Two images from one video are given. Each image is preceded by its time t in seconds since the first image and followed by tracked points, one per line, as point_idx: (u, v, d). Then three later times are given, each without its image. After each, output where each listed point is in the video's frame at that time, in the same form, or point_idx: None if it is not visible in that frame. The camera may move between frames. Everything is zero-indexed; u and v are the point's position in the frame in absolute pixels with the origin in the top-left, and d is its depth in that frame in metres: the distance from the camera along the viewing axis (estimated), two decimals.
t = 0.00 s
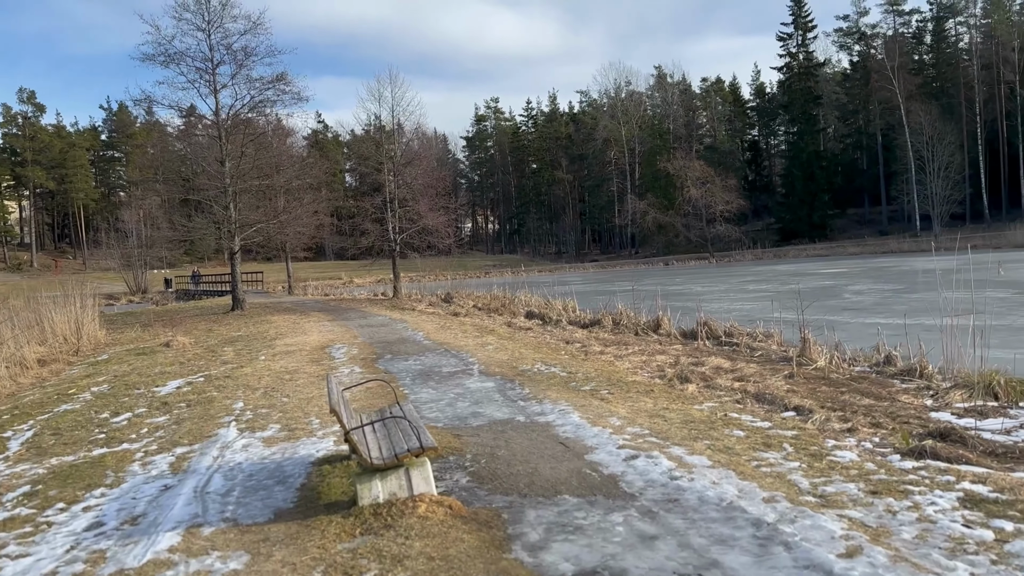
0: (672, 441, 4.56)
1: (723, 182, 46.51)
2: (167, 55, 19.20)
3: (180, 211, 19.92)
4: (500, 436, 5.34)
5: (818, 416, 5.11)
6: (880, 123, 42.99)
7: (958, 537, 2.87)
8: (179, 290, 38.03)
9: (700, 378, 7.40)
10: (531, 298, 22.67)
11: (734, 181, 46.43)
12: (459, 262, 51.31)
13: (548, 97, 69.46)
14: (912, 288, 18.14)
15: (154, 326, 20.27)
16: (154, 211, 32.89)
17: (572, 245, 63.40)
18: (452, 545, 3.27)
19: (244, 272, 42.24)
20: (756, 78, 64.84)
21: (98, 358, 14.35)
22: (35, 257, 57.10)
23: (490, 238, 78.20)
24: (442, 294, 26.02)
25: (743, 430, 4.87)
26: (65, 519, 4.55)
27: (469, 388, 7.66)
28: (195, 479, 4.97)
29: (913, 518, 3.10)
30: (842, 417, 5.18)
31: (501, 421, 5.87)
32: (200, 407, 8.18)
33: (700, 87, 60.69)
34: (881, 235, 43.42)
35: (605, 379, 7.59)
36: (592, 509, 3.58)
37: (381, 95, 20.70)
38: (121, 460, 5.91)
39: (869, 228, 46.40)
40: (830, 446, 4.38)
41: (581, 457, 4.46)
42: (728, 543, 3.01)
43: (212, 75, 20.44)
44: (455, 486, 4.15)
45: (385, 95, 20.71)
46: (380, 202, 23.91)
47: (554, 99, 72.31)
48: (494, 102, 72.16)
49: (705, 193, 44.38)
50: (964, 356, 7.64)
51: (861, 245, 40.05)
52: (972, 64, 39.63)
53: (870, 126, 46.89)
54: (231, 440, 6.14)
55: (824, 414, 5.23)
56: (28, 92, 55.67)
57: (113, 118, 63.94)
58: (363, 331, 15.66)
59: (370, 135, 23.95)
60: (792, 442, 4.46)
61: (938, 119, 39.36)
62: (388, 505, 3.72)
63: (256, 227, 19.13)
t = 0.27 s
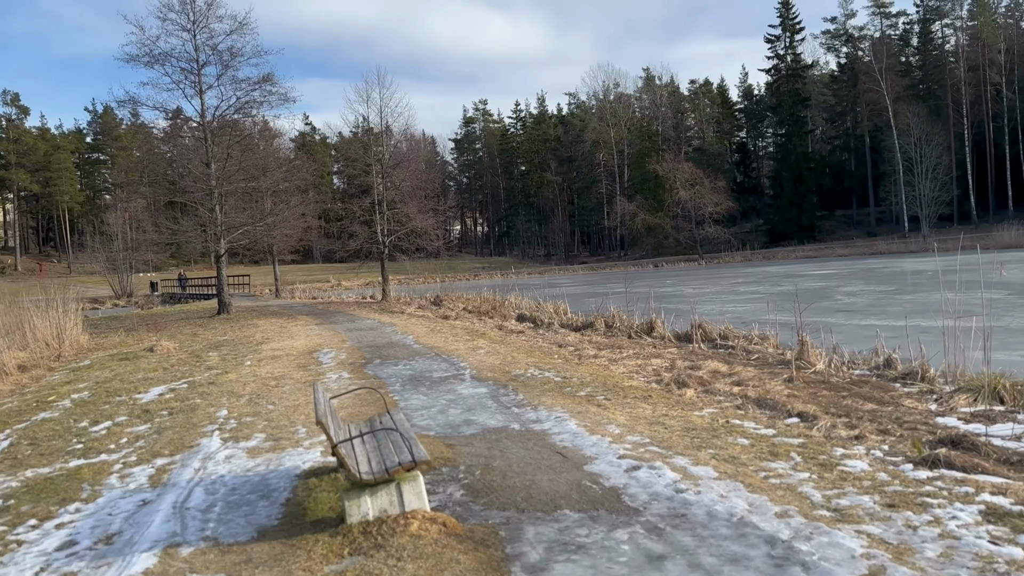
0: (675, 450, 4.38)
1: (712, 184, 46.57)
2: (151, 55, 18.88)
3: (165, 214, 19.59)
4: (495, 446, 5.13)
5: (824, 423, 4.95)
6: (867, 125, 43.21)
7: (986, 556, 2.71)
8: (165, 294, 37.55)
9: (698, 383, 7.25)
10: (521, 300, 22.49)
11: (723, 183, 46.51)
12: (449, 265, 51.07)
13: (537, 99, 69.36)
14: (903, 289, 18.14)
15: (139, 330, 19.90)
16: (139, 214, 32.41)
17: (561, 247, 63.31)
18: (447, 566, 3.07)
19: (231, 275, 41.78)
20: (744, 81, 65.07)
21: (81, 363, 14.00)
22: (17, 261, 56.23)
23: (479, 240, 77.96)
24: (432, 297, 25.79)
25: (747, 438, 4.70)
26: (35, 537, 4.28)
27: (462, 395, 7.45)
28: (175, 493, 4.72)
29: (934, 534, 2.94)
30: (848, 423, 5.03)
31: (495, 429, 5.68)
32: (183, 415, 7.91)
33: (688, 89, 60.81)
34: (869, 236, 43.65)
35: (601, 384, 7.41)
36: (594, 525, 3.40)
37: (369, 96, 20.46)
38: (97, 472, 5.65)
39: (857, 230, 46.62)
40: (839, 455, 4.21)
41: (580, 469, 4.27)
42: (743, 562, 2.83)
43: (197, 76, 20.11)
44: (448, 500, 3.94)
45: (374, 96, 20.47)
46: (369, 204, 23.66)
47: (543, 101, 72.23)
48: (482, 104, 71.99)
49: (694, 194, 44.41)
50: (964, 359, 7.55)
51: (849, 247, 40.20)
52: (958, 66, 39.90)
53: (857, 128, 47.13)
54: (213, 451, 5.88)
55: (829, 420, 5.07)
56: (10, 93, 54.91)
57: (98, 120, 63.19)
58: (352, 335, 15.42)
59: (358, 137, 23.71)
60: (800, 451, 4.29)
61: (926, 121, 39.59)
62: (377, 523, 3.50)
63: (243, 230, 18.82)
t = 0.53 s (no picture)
0: (689, 458, 4.24)
1: (706, 183, 46.52)
2: (142, 54, 18.63)
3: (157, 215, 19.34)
4: (500, 453, 4.99)
5: (838, 428, 4.82)
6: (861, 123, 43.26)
7: None
8: (157, 295, 37.20)
9: (702, 386, 7.13)
10: (517, 301, 22.35)
11: (717, 182, 46.46)
12: (443, 265, 50.86)
13: (530, 98, 69.16)
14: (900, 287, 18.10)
15: (131, 332, 19.65)
16: (130, 214, 32.04)
17: (555, 247, 63.15)
18: None
19: (224, 276, 41.46)
20: (737, 80, 65.11)
21: (72, 366, 13.75)
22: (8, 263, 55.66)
23: (473, 240, 77.75)
24: (426, 298, 25.62)
25: (760, 445, 4.57)
26: (20, 552, 4.09)
27: (463, 399, 7.29)
28: (168, 505, 4.54)
29: (968, 551, 2.81)
30: (861, 426, 4.91)
31: (498, 436, 5.53)
32: (176, 421, 7.72)
33: (681, 88, 60.78)
34: (863, 235, 43.71)
35: (604, 387, 7.28)
36: (610, 539, 3.26)
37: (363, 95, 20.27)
38: (87, 483, 5.45)
39: (850, 229, 46.70)
40: (857, 463, 4.09)
41: (590, 478, 4.13)
42: None
43: (189, 75, 19.87)
44: (454, 512, 3.79)
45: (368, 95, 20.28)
46: (363, 204, 23.47)
47: (536, 100, 72.08)
48: (475, 103, 71.76)
49: (689, 193, 44.32)
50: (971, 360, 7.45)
51: (844, 245, 40.24)
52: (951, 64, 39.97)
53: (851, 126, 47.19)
54: (207, 460, 5.69)
55: (843, 425, 4.94)
56: None
57: (89, 120, 62.64)
58: (347, 337, 15.24)
59: (352, 137, 23.51)
60: (816, 458, 4.17)
61: (920, 119, 39.64)
62: (381, 538, 3.34)
63: (235, 230, 18.60)
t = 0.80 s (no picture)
0: (703, 462, 4.10)
1: (701, 181, 46.44)
2: (134, 52, 18.38)
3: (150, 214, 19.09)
4: (505, 457, 4.83)
5: (853, 429, 4.68)
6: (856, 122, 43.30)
7: None
8: (150, 295, 36.87)
9: (709, 386, 7.00)
10: (513, 300, 22.20)
11: (712, 181, 46.40)
12: (438, 264, 50.69)
13: (524, 97, 68.98)
14: (899, 286, 18.04)
15: (124, 332, 19.41)
16: (122, 214, 31.73)
17: (550, 246, 62.97)
18: None
19: (217, 276, 41.17)
20: (731, 78, 65.13)
21: (64, 367, 13.52)
22: None
23: (467, 239, 77.58)
24: (422, 297, 25.44)
25: (775, 447, 4.44)
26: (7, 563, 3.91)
27: (465, 400, 7.15)
28: (162, 512, 4.36)
29: (1006, 561, 2.69)
30: (877, 427, 4.77)
31: (503, 438, 5.39)
32: (170, 424, 7.54)
33: (676, 87, 60.73)
34: (857, 233, 43.73)
35: (609, 387, 7.15)
36: (628, 548, 3.12)
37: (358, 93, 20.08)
38: (78, 489, 5.26)
39: (845, 227, 46.75)
40: (877, 466, 3.95)
41: (603, 482, 3.98)
42: None
43: (182, 73, 19.63)
44: (462, 519, 3.64)
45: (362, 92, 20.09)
46: (358, 203, 23.26)
47: (530, 99, 71.93)
48: (469, 102, 71.55)
49: (684, 192, 44.23)
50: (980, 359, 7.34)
51: (838, 243, 40.26)
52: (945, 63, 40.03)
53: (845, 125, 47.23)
54: (203, 465, 5.52)
55: (858, 426, 4.81)
56: None
57: (81, 119, 62.14)
58: (343, 337, 15.07)
59: (346, 136, 23.31)
60: (835, 461, 4.04)
61: (915, 118, 39.66)
62: (388, 548, 3.19)
63: (229, 229, 18.36)
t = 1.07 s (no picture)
0: (720, 471, 3.96)
1: (698, 180, 46.32)
2: (128, 50, 18.17)
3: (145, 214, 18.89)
4: (513, 466, 4.69)
5: (871, 435, 4.53)
6: (853, 120, 43.27)
7: None
8: (145, 295, 36.61)
9: (717, 389, 6.89)
10: (512, 299, 22.06)
11: (709, 179, 46.31)
12: (434, 263, 50.50)
13: (521, 96, 68.81)
14: (899, 285, 17.94)
15: (118, 334, 19.19)
16: (117, 214, 31.47)
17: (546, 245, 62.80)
18: None
19: (213, 276, 40.92)
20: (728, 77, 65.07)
21: (58, 370, 13.33)
22: None
23: (463, 239, 77.39)
24: (419, 297, 25.28)
25: (793, 454, 4.30)
26: None
27: (469, 404, 7.02)
28: (158, 526, 4.20)
29: None
30: (895, 433, 4.63)
31: (509, 446, 5.25)
32: (166, 429, 7.38)
33: (673, 86, 60.67)
34: (855, 232, 43.71)
35: (616, 391, 7.03)
36: (650, 567, 2.97)
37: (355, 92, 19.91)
38: (71, 500, 5.09)
39: (842, 225, 46.75)
40: (901, 475, 3.81)
41: (617, 494, 3.84)
42: None
43: (177, 72, 19.43)
44: (471, 535, 3.49)
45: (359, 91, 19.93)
46: (355, 202, 23.09)
47: (527, 98, 71.76)
48: (465, 101, 71.35)
49: (681, 191, 44.13)
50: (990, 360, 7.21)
51: (836, 242, 40.22)
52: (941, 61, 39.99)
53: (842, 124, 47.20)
54: (200, 474, 5.37)
55: (875, 431, 4.67)
56: None
57: (75, 118, 61.75)
58: (341, 339, 14.93)
59: (341, 135, 23.14)
60: (857, 470, 3.90)
61: (912, 116, 39.61)
62: (395, 568, 3.03)
63: (225, 229, 18.17)
